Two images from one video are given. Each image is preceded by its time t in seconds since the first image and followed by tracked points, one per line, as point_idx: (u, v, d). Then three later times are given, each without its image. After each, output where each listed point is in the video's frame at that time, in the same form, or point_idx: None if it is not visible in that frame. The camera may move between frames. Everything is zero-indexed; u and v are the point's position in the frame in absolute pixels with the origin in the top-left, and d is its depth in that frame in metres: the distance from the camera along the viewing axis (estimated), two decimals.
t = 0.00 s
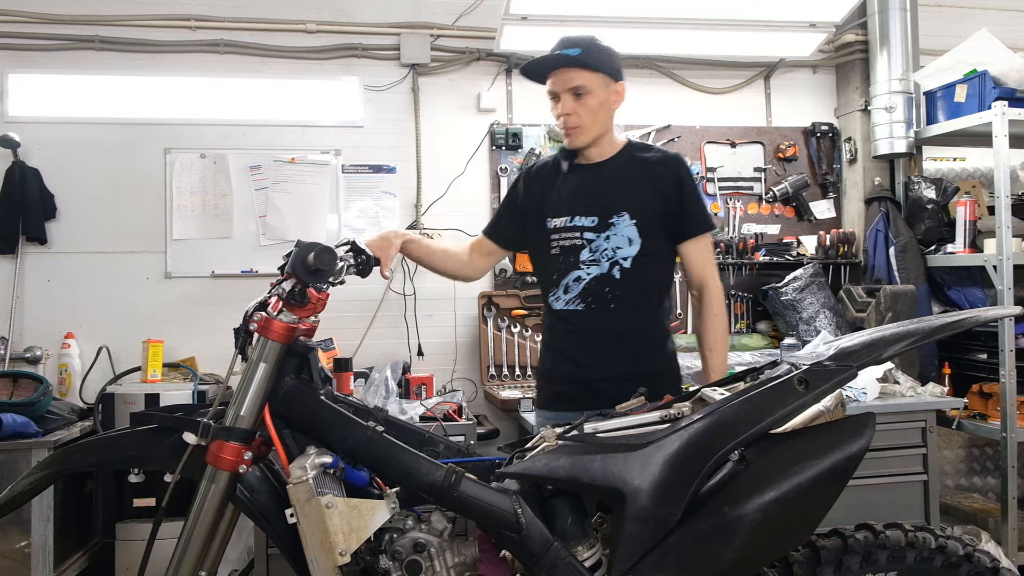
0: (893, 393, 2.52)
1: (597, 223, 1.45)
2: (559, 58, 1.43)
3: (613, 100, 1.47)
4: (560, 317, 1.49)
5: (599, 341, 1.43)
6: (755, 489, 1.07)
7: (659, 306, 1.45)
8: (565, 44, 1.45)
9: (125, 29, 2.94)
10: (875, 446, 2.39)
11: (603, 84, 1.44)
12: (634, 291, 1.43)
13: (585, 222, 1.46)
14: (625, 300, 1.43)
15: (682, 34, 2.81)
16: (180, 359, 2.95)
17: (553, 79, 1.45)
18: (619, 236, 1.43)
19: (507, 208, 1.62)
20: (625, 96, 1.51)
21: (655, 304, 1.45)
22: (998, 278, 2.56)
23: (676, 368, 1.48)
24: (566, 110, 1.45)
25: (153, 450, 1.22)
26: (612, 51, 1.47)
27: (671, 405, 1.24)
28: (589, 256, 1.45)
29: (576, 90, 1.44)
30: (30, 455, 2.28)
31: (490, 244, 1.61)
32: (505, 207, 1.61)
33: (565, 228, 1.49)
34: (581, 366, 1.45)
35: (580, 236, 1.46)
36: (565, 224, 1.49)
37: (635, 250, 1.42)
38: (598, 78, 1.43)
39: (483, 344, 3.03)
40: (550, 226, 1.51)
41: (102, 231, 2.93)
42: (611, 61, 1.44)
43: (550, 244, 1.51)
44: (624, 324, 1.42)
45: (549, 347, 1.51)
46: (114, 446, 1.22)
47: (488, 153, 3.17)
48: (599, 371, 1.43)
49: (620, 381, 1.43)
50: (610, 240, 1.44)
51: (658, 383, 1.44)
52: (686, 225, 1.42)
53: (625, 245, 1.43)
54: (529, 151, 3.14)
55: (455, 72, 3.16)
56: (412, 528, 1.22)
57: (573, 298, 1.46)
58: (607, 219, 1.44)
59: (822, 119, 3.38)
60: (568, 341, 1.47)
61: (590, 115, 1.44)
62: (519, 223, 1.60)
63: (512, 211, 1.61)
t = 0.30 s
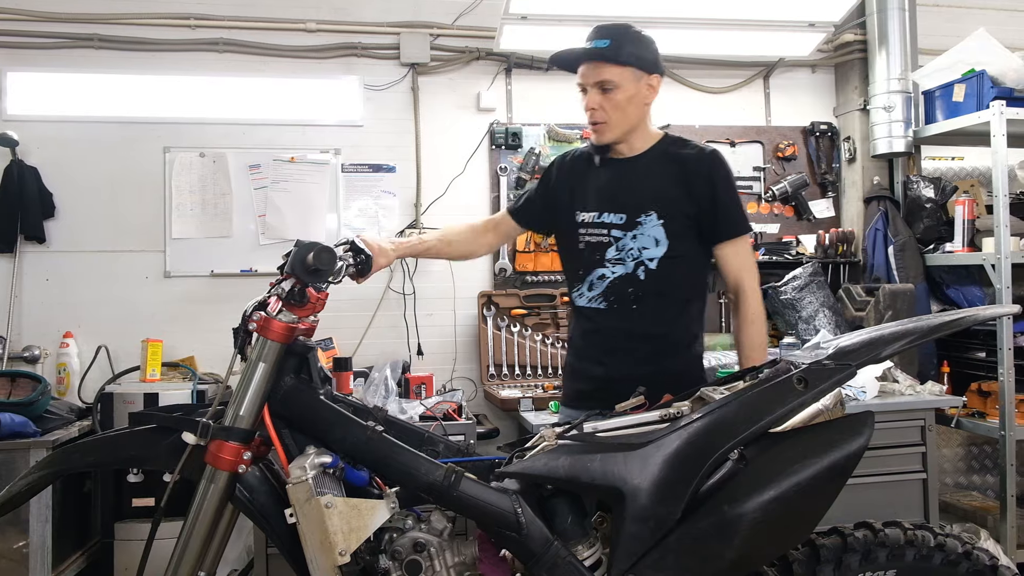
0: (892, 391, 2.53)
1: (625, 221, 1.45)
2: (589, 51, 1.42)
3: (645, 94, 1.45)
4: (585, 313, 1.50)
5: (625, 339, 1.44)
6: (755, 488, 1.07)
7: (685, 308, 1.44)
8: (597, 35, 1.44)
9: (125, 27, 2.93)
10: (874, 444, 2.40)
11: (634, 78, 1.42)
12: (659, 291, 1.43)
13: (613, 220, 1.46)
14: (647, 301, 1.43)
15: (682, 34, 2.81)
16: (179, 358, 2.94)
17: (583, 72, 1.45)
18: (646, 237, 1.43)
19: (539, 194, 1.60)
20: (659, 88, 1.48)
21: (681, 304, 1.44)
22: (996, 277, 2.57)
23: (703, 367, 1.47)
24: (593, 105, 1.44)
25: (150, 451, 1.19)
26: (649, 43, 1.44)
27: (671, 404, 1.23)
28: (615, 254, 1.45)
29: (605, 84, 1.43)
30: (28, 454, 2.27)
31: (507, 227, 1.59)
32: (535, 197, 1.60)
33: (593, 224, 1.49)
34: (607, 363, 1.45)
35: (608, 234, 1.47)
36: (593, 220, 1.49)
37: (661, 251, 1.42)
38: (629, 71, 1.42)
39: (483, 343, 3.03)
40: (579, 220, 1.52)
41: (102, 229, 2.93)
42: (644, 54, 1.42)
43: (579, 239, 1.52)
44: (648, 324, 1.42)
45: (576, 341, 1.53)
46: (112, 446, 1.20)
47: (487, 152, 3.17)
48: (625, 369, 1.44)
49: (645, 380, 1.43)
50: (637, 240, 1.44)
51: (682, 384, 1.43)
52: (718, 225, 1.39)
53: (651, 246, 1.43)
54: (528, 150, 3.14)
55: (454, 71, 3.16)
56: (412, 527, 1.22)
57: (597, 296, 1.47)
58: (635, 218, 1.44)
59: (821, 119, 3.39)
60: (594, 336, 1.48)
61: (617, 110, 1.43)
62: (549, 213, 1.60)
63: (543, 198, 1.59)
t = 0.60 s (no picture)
0: (893, 389, 2.53)
1: (645, 221, 1.45)
2: (623, 43, 1.36)
3: (675, 91, 1.41)
4: (601, 312, 1.50)
5: (641, 340, 1.45)
6: (757, 487, 1.07)
7: (703, 309, 1.45)
8: (631, 26, 1.38)
9: (126, 28, 2.94)
10: (875, 443, 2.40)
11: (666, 74, 1.38)
12: (680, 291, 1.43)
13: (633, 219, 1.46)
14: (668, 302, 1.43)
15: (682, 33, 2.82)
16: (180, 359, 2.95)
17: (614, 63, 1.40)
18: (668, 237, 1.43)
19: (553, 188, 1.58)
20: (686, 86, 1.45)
21: (702, 305, 1.45)
22: (997, 275, 2.58)
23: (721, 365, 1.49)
24: (623, 99, 1.40)
25: (153, 454, 1.18)
26: (682, 39, 1.40)
27: (672, 404, 1.23)
28: (635, 254, 1.45)
29: (637, 79, 1.38)
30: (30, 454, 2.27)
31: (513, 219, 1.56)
32: (551, 191, 1.57)
33: (613, 222, 1.48)
34: (622, 362, 1.47)
35: (628, 233, 1.46)
36: (613, 218, 1.48)
37: (683, 251, 1.42)
38: (662, 67, 1.38)
39: (483, 343, 3.04)
40: (598, 218, 1.51)
41: (103, 231, 2.93)
42: (678, 50, 1.38)
43: (597, 237, 1.51)
44: (665, 325, 1.43)
45: (592, 339, 1.53)
46: (112, 450, 1.18)
47: (488, 152, 3.18)
48: (638, 370, 1.46)
49: (655, 381, 1.45)
50: (658, 240, 1.43)
51: (689, 386, 1.45)
52: (742, 227, 1.39)
53: (673, 246, 1.43)
54: (529, 150, 3.15)
55: (455, 72, 3.17)
56: (414, 528, 1.21)
57: (616, 297, 1.47)
58: (656, 217, 1.44)
59: (821, 118, 3.39)
60: (611, 336, 1.48)
61: (648, 107, 1.39)
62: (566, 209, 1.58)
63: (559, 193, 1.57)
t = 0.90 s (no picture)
0: (893, 388, 2.53)
1: (660, 222, 1.44)
2: (649, 41, 1.38)
3: (693, 94, 1.43)
4: (613, 313, 1.48)
5: (651, 341, 1.45)
6: (758, 487, 1.07)
7: (713, 310, 1.47)
8: (655, 26, 1.40)
9: (125, 34, 2.95)
10: (877, 442, 2.40)
11: (688, 76, 1.40)
12: (693, 293, 1.45)
13: (647, 220, 1.45)
14: (682, 303, 1.45)
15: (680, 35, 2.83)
16: (181, 364, 2.95)
17: (637, 61, 1.40)
18: (683, 238, 1.43)
19: (559, 187, 1.54)
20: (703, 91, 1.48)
21: (713, 306, 1.47)
22: (995, 273, 2.59)
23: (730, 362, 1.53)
24: (645, 97, 1.40)
25: (156, 461, 1.18)
26: (703, 44, 1.43)
27: (672, 404, 1.24)
28: (648, 255, 1.45)
29: (659, 78, 1.39)
30: (32, 460, 2.27)
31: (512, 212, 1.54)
32: (559, 191, 1.54)
33: (625, 223, 1.47)
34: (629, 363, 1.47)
35: (641, 234, 1.45)
36: (626, 218, 1.47)
37: (698, 253, 1.43)
38: (684, 68, 1.39)
39: (484, 346, 3.04)
40: (608, 218, 1.49)
41: (104, 237, 2.94)
42: (699, 53, 1.41)
43: (607, 237, 1.50)
44: (676, 326, 1.44)
45: (600, 340, 1.52)
46: (115, 458, 1.18)
47: (487, 155, 3.19)
48: (643, 371, 1.46)
49: (658, 383, 1.46)
50: (673, 241, 1.44)
51: (689, 388, 1.47)
52: (753, 233, 1.43)
53: (687, 247, 1.43)
54: (528, 153, 3.16)
55: (453, 75, 3.18)
56: (417, 531, 1.21)
57: (629, 298, 1.46)
58: (671, 219, 1.44)
59: (818, 118, 3.40)
60: (621, 338, 1.47)
61: (669, 106, 1.40)
62: (571, 209, 1.55)
63: (566, 194, 1.54)
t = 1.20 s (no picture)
0: (895, 389, 2.53)
1: (668, 226, 1.45)
2: (661, 43, 1.37)
3: (703, 99, 1.43)
4: (621, 317, 1.49)
5: (659, 345, 1.46)
6: (761, 489, 1.08)
7: (720, 313, 1.48)
8: (667, 28, 1.39)
9: (126, 42, 2.96)
10: (879, 443, 2.40)
11: (698, 80, 1.39)
12: (700, 297, 1.46)
13: (655, 224, 1.45)
14: (690, 307, 1.46)
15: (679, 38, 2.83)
16: (184, 369, 2.96)
17: (648, 64, 1.39)
18: (691, 242, 1.44)
19: (566, 191, 1.53)
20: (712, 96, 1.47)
21: (720, 309, 1.48)
22: (997, 274, 2.59)
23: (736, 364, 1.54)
24: (655, 100, 1.39)
25: (160, 466, 1.18)
26: (714, 48, 1.42)
27: (675, 407, 1.25)
28: (657, 259, 1.45)
29: (671, 81, 1.38)
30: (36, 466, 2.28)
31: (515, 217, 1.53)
32: (566, 195, 1.53)
33: (633, 227, 1.47)
34: (636, 366, 1.48)
35: (650, 238, 1.46)
36: (634, 222, 1.47)
37: (706, 258, 1.44)
38: (695, 72, 1.39)
39: (486, 349, 3.04)
40: (616, 222, 1.49)
41: (106, 243, 2.95)
42: (711, 58, 1.40)
43: (614, 241, 1.49)
44: (685, 330, 1.45)
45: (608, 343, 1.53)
46: (121, 464, 1.18)
47: (488, 159, 3.19)
48: (649, 374, 1.47)
49: (662, 386, 1.47)
50: (681, 245, 1.44)
51: (692, 390, 1.48)
52: (760, 238, 1.43)
53: (696, 252, 1.44)
54: (528, 156, 3.16)
55: (454, 80, 3.19)
56: (421, 535, 1.22)
57: (637, 302, 1.47)
58: (679, 223, 1.44)
59: (818, 120, 3.40)
60: (630, 341, 1.48)
61: (679, 110, 1.39)
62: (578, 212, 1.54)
63: (573, 198, 1.53)
